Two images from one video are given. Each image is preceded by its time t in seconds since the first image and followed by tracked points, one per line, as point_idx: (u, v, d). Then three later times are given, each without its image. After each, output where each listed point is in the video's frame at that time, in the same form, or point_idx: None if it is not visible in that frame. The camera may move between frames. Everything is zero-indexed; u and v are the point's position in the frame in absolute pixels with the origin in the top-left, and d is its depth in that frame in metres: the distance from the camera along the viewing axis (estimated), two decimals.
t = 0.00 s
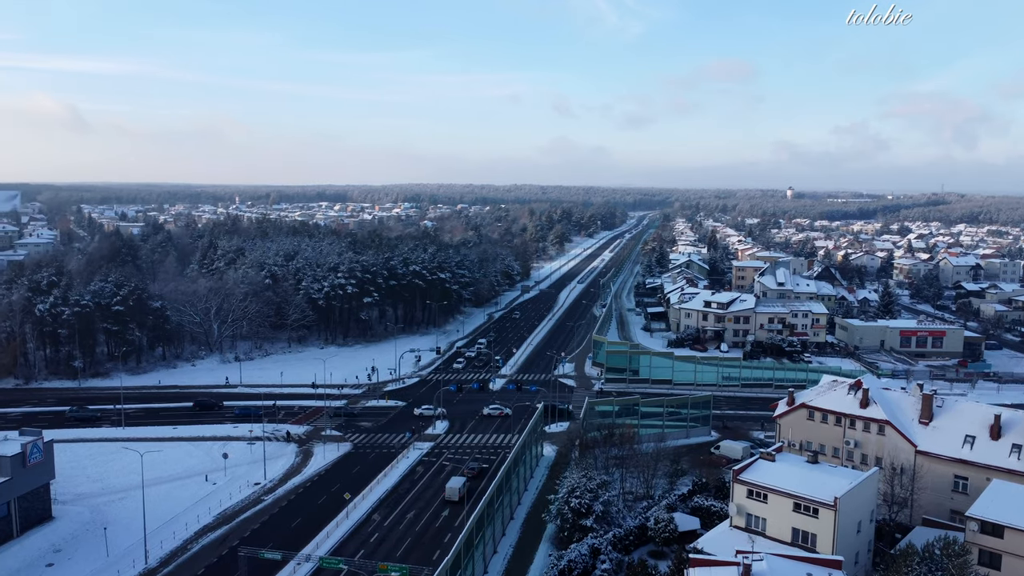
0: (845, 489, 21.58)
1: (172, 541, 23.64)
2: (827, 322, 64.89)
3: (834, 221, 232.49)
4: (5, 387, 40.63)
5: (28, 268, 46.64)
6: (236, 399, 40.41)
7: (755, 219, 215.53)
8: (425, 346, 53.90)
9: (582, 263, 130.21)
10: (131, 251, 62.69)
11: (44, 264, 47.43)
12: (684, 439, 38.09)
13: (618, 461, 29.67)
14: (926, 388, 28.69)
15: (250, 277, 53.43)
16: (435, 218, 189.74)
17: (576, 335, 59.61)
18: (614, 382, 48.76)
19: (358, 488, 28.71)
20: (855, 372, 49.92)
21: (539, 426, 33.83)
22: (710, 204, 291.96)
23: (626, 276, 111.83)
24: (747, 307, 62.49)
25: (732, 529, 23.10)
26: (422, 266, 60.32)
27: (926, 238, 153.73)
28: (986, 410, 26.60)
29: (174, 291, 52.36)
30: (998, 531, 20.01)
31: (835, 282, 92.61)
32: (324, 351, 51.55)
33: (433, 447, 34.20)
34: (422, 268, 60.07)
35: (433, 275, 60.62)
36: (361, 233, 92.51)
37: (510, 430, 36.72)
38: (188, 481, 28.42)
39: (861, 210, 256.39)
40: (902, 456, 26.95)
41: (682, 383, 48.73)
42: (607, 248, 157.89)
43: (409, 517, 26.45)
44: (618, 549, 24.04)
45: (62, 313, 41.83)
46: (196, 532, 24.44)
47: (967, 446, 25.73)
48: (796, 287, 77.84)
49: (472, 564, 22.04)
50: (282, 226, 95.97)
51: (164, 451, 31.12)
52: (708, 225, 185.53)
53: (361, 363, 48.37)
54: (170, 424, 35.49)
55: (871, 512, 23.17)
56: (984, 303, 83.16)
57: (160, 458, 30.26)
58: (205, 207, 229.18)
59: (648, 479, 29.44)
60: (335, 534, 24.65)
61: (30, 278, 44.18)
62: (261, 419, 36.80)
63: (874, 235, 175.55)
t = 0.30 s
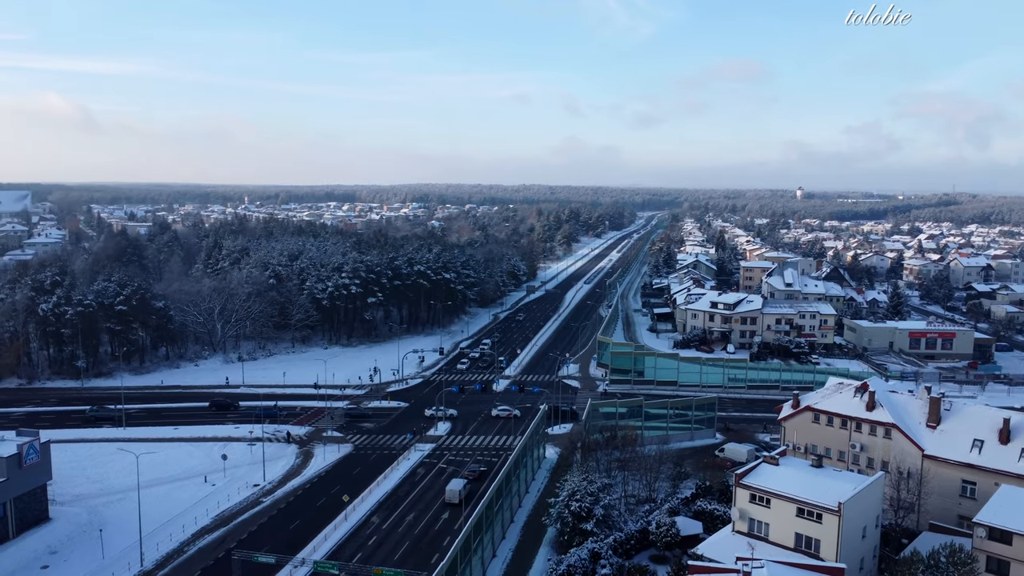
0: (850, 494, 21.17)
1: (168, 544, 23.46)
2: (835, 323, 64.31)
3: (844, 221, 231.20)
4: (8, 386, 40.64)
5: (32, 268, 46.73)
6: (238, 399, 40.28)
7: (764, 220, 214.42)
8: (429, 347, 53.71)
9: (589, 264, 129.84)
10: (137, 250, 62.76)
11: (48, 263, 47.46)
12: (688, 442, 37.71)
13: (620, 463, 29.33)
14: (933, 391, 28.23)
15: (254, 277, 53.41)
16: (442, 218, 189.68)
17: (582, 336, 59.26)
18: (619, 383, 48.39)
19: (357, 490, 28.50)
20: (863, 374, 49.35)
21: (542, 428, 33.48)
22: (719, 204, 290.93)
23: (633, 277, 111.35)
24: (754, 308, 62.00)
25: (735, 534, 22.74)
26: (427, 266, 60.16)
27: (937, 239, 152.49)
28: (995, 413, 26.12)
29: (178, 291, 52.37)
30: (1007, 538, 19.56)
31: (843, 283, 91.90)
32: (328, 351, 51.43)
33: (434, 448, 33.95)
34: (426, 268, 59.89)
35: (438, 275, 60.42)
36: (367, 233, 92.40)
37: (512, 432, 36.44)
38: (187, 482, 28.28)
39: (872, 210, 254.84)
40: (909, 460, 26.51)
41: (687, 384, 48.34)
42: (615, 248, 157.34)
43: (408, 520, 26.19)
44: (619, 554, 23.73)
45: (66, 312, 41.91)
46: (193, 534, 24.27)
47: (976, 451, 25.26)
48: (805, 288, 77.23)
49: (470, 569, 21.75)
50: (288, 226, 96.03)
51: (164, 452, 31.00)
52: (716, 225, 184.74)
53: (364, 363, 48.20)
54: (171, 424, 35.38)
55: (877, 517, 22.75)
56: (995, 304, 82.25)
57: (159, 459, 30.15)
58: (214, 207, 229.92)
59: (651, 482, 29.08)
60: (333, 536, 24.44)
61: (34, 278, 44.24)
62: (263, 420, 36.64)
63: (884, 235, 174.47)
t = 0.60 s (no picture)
0: (855, 499, 20.77)
1: (166, 545, 23.30)
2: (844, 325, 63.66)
3: (854, 222, 229.68)
4: (12, 386, 40.65)
5: (37, 268, 46.76)
6: (240, 398, 40.16)
7: (773, 220, 213.26)
8: (433, 347, 53.49)
9: (597, 264, 129.37)
10: (143, 250, 62.79)
11: (52, 263, 47.46)
12: (693, 444, 37.29)
13: (623, 465, 28.97)
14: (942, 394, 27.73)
15: (258, 277, 53.29)
16: (450, 218, 189.50)
17: (587, 337, 58.90)
18: (624, 385, 47.96)
19: (357, 492, 28.26)
20: (871, 376, 48.75)
21: (545, 430, 33.13)
22: (728, 205, 289.72)
23: (641, 277, 110.79)
24: (761, 309, 61.46)
25: (738, 540, 22.36)
26: (432, 266, 59.94)
27: (948, 239, 151.16)
28: (1005, 417, 25.61)
29: (183, 290, 52.33)
30: (1017, 545, 19.11)
31: (853, 284, 91.11)
32: (333, 351, 51.33)
33: (436, 450, 33.70)
34: (432, 268, 59.69)
35: (443, 275, 60.19)
36: (374, 232, 92.26)
37: (516, 434, 36.12)
38: (186, 483, 28.13)
39: (883, 210, 253.15)
40: (916, 464, 26.05)
41: (693, 386, 47.93)
42: (623, 249, 156.68)
43: (408, 522, 25.93)
44: (621, 558, 23.44)
45: (69, 312, 41.90)
46: (191, 536, 24.09)
47: (985, 455, 24.77)
48: (813, 289, 76.55)
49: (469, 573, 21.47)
50: (295, 226, 96.04)
51: (164, 453, 30.88)
52: (725, 225, 183.90)
53: (368, 364, 48.04)
54: (172, 425, 35.25)
55: (883, 522, 22.34)
56: (1007, 306, 81.32)
57: (159, 460, 30.03)
58: (223, 207, 230.47)
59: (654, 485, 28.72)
60: (331, 539, 24.21)
61: (38, 278, 44.25)
62: (264, 421, 36.45)
63: (894, 236, 173.26)
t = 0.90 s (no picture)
0: (856, 504, 20.42)
1: (158, 549, 23.11)
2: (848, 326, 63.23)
3: (860, 222, 228.66)
4: (11, 386, 40.58)
5: (37, 268, 46.68)
6: (239, 399, 39.97)
7: (779, 220, 212.47)
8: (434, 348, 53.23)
9: (600, 265, 129.00)
10: (145, 250, 62.76)
11: (52, 263, 47.36)
12: (694, 446, 36.92)
13: (623, 469, 28.65)
14: (946, 397, 27.31)
15: (259, 277, 53.16)
16: (455, 218, 189.24)
17: (589, 338, 58.54)
18: (626, 387, 47.61)
19: (353, 494, 28.04)
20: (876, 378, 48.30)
21: (544, 432, 32.83)
22: (734, 205, 288.92)
23: (645, 278, 110.37)
24: (765, 310, 61.03)
25: (737, 545, 22.04)
26: (433, 266, 59.71)
27: (955, 240, 150.24)
28: (1010, 421, 25.19)
29: (183, 291, 52.25)
30: (1020, 552, 18.74)
31: (858, 285, 90.54)
32: (333, 352, 51.19)
33: (435, 452, 33.46)
34: (433, 268, 59.47)
35: (444, 276, 59.97)
36: (377, 233, 92.05)
37: (515, 436, 35.83)
38: (182, 485, 27.98)
39: (889, 210, 252.18)
40: (919, 468, 25.68)
41: (696, 387, 47.68)
42: (628, 249, 156.19)
43: (404, 526, 25.71)
44: (619, 563, 23.14)
45: (68, 312, 41.80)
46: (185, 539, 23.90)
47: (989, 459, 24.37)
48: (818, 290, 76.03)
49: None
50: (298, 226, 95.97)
51: (161, 455, 30.71)
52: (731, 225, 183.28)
53: (368, 364, 47.83)
54: (170, 426, 35.07)
55: (885, 528, 21.99)
56: (1014, 307, 80.64)
57: (155, 462, 29.87)
58: (228, 208, 230.82)
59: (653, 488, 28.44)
60: (325, 543, 24.01)
61: (37, 278, 44.18)
62: (263, 422, 36.24)
63: (900, 236, 172.39)
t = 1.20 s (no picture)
0: (855, 509, 20.09)
1: (150, 552, 22.93)
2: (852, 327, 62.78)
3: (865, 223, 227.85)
4: (9, 387, 40.45)
5: (35, 267, 46.53)
6: (236, 400, 39.75)
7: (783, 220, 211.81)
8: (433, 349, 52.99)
9: (603, 265, 128.70)
10: (145, 250, 62.68)
11: (50, 263, 47.23)
12: (695, 448, 36.59)
13: (621, 471, 28.35)
14: (948, 399, 26.94)
15: (258, 277, 53.01)
16: (458, 218, 189.06)
17: (591, 339, 58.26)
18: (627, 388, 47.31)
19: (348, 497, 27.77)
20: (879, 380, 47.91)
21: (542, 433, 32.55)
22: (738, 205, 288.17)
23: (648, 278, 110.05)
24: (768, 311, 60.66)
25: (734, 550, 21.72)
26: (434, 266, 59.47)
27: (960, 240, 149.48)
28: (1013, 424, 24.81)
29: (182, 291, 52.13)
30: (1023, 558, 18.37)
31: (862, 285, 90.04)
32: (333, 352, 50.98)
33: (432, 454, 33.20)
34: (434, 269, 59.22)
35: (445, 276, 59.72)
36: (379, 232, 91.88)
37: (514, 438, 35.56)
38: (176, 487, 27.79)
39: (895, 210, 251.33)
40: (921, 472, 25.33)
41: (697, 389, 47.34)
42: (631, 249, 155.80)
43: (399, 529, 25.45)
44: (616, 567, 22.93)
45: (66, 313, 41.68)
46: (177, 542, 23.69)
47: (992, 463, 24.00)
48: (821, 290, 75.60)
49: None
50: (300, 226, 95.89)
51: (156, 457, 30.52)
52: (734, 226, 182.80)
53: (367, 365, 47.62)
54: (166, 427, 34.92)
55: (886, 532, 21.66)
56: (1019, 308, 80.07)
57: (150, 464, 29.67)
58: (234, 209, 231.06)
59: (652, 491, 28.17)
60: (319, 546, 23.78)
61: (35, 277, 44.05)
62: (260, 424, 36.05)
63: (905, 237, 171.61)
